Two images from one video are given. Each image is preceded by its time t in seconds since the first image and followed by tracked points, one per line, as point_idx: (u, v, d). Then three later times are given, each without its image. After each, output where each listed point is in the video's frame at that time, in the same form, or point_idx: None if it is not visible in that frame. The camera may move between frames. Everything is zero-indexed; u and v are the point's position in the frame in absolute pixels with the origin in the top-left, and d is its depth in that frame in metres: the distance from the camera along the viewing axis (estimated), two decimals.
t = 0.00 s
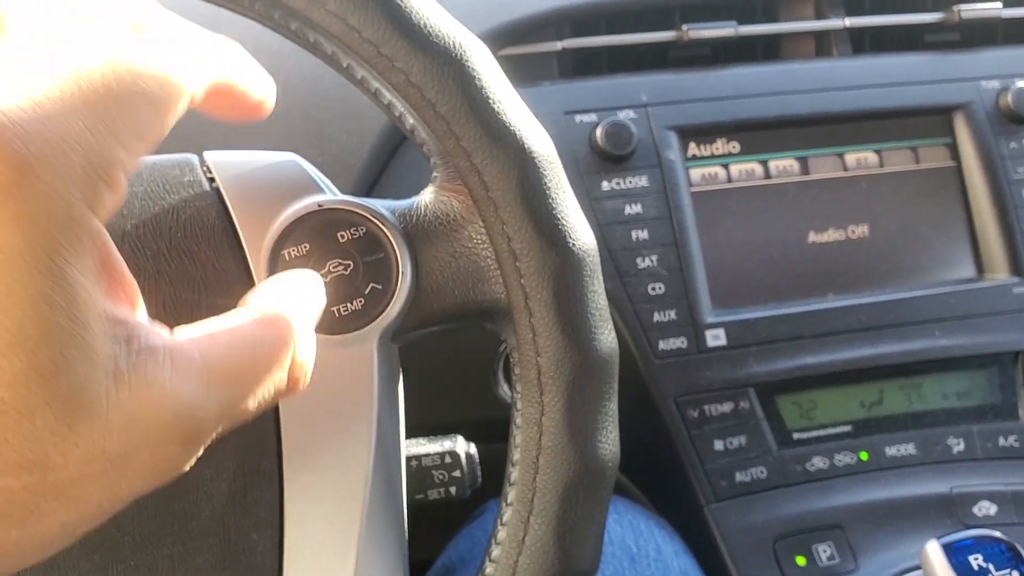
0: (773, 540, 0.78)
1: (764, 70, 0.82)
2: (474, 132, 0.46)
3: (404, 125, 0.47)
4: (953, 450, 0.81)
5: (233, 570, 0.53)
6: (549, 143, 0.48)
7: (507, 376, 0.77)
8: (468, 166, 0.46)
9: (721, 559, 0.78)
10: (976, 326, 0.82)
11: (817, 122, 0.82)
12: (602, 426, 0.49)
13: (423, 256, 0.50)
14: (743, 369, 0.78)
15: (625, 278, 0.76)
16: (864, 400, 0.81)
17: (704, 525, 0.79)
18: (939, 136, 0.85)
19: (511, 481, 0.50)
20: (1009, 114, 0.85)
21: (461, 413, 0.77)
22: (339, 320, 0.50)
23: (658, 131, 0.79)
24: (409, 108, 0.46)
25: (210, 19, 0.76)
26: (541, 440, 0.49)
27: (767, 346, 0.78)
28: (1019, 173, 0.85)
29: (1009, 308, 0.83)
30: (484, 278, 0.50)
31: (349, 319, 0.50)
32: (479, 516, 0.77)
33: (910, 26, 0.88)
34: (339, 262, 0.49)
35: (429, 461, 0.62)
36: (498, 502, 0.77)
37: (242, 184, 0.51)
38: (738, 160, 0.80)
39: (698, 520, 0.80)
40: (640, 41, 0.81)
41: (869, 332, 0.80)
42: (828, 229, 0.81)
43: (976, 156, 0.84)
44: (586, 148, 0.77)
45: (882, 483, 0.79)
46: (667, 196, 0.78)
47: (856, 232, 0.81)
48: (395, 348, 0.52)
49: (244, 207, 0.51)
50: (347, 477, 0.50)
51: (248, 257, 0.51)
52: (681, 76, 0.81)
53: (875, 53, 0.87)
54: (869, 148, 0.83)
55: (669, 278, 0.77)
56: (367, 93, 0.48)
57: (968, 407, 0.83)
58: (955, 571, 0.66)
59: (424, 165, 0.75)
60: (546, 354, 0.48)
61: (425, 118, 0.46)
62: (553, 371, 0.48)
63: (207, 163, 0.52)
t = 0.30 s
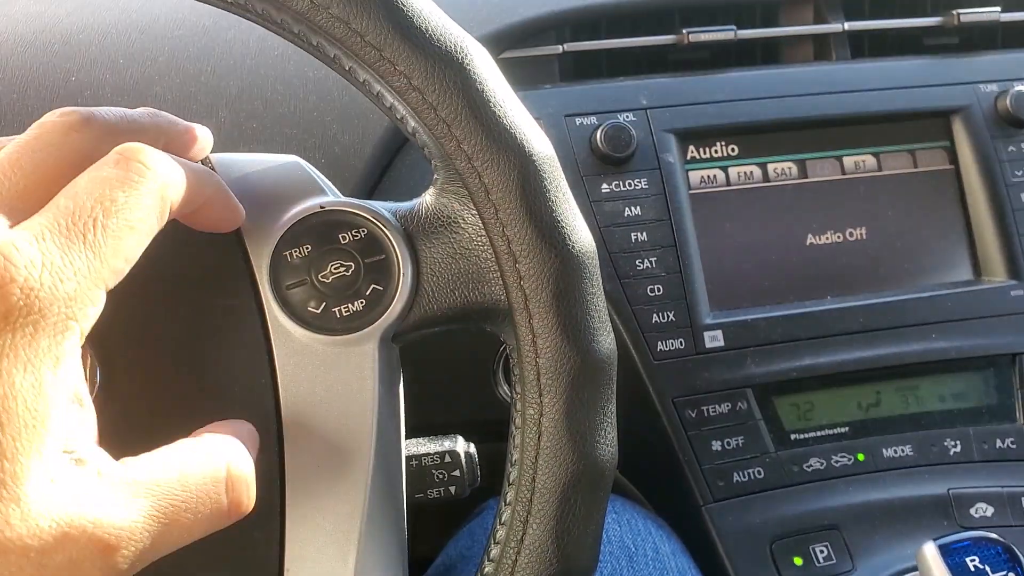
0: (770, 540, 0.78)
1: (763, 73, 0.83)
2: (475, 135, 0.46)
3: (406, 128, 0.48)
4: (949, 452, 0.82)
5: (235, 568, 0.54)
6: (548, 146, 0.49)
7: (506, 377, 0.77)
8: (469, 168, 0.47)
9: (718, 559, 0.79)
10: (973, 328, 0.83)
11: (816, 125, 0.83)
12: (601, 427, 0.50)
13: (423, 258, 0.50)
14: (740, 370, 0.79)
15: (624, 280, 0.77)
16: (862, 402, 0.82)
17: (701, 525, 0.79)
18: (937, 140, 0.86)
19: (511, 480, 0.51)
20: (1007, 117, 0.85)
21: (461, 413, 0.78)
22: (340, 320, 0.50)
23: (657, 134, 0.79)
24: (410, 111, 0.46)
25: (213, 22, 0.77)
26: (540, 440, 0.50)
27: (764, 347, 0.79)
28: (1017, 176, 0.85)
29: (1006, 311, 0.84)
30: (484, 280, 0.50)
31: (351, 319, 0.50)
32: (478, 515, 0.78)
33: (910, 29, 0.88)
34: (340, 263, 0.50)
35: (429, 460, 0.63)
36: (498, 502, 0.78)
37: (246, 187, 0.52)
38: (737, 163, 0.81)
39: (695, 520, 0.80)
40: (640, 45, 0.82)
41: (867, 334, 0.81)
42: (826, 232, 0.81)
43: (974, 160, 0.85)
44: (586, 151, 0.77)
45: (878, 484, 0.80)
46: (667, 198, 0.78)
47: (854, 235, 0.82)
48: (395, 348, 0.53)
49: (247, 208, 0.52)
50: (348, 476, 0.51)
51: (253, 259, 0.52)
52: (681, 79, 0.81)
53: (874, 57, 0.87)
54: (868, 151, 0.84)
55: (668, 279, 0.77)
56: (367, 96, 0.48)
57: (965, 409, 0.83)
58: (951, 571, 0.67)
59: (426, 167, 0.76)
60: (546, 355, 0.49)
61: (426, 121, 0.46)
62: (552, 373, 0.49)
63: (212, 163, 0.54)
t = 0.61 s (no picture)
0: (774, 539, 0.78)
1: (769, 72, 0.83)
2: (481, 132, 0.46)
3: (412, 124, 0.48)
4: (954, 452, 0.81)
5: (240, 564, 0.54)
6: (555, 143, 0.49)
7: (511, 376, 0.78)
8: (476, 166, 0.47)
9: (722, 559, 0.79)
10: (978, 328, 0.83)
11: (821, 124, 0.83)
12: (607, 424, 0.50)
13: (430, 254, 0.50)
14: (745, 369, 0.78)
15: (629, 279, 0.77)
16: (866, 401, 0.82)
17: (705, 524, 0.79)
18: (942, 139, 0.85)
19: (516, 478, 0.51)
20: (1013, 117, 0.85)
21: (465, 411, 0.78)
22: (345, 316, 0.50)
23: (662, 132, 0.79)
24: (417, 108, 0.47)
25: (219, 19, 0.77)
26: (546, 438, 0.50)
27: (769, 346, 0.79)
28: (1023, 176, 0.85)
29: (1012, 311, 0.84)
30: (490, 277, 0.50)
31: (356, 316, 0.50)
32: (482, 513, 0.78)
33: (915, 29, 0.88)
34: (346, 261, 0.50)
35: (433, 458, 0.63)
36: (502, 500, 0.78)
37: (252, 182, 0.52)
38: (742, 162, 0.81)
39: (699, 519, 0.80)
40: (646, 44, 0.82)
41: (872, 334, 0.81)
42: (832, 231, 0.81)
43: (980, 160, 0.85)
44: (591, 149, 0.77)
45: (883, 484, 0.80)
46: (672, 197, 0.78)
47: (859, 234, 0.82)
48: (400, 345, 0.53)
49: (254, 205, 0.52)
50: (352, 472, 0.51)
51: (259, 256, 0.52)
52: (686, 78, 0.81)
53: (880, 56, 0.87)
54: (873, 150, 0.84)
55: (673, 278, 0.77)
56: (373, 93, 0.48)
57: (970, 409, 0.83)
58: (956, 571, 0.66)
59: (431, 165, 0.76)
60: (552, 352, 0.49)
61: (432, 118, 0.46)
62: (558, 370, 0.49)
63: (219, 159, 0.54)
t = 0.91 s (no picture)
0: (775, 541, 0.78)
1: (770, 73, 0.83)
2: (481, 133, 0.46)
3: (412, 126, 0.48)
4: (955, 453, 0.81)
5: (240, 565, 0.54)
6: (555, 144, 0.49)
7: (511, 377, 0.78)
8: (475, 167, 0.47)
9: (722, 560, 0.79)
10: (979, 329, 0.83)
11: (822, 125, 0.83)
12: (607, 426, 0.50)
13: (429, 256, 0.50)
14: (746, 370, 0.78)
15: (629, 280, 0.77)
16: (867, 403, 0.82)
17: (706, 526, 0.79)
18: (944, 140, 0.85)
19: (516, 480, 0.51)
20: (1014, 118, 0.85)
21: (466, 412, 0.78)
22: (345, 318, 0.50)
23: (663, 134, 0.79)
24: (417, 109, 0.46)
25: (219, 19, 0.77)
26: (546, 440, 0.50)
27: (770, 348, 0.79)
28: None
29: (1013, 312, 0.83)
30: (490, 278, 0.50)
31: (356, 317, 0.50)
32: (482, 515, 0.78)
33: (917, 29, 0.88)
34: (346, 262, 0.50)
35: (433, 460, 0.63)
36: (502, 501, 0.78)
37: (252, 184, 0.52)
38: (743, 163, 0.81)
39: (700, 521, 0.80)
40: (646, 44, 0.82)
41: (872, 335, 0.80)
42: (833, 232, 0.81)
43: (981, 161, 0.85)
44: (591, 150, 0.77)
45: (884, 485, 0.80)
46: (672, 198, 0.78)
47: (860, 236, 0.82)
48: (401, 347, 0.53)
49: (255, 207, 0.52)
50: (352, 474, 0.51)
51: (259, 257, 0.52)
52: (687, 79, 0.81)
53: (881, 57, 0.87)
54: (874, 151, 0.83)
55: (673, 280, 0.77)
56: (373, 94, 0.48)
57: (971, 410, 0.83)
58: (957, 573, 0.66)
59: (431, 167, 0.76)
60: (552, 354, 0.49)
61: (432, 119, 0.46)
62: (558, 372, 0.49)
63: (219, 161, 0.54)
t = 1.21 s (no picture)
0: (775, 543, 0.78)
1: (771, 73, 0.82)
2: (478, 136, 0.46)
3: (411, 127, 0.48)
4: (956, 455, 0.81)
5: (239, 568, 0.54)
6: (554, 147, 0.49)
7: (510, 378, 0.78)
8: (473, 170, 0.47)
9: (722, 562, 0.79)
10: (980, 331, 0.82)
11: (823, 126, 0.82)
12: (605, 429, 0.50)
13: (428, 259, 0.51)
14: (746, 372, 0.78)
15: (630, 282, 0.77)
16: (868, 405, 0.81)
17: (706, 528, 0.79)
18: (945, 141, 0.85)
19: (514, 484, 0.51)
20: (1015, 119, 0.85)
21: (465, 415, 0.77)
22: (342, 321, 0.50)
23: (663, 135, 0.79)
24: (415, 111, 0.46)
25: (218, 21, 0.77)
26: (543, 442, 0.50)
27: (770, 349, 0.79)
28: None
29: (1014, 314, 0.83)
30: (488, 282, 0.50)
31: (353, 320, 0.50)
32: (481, 517, 0.78)
33: (918, 30, 0.87)
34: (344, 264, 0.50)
35: (432, 462, 0.63)
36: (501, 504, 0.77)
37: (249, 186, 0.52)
38: (743, 164, 0.81)
39: (700, 523, 0.80)
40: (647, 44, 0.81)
41: (873, 337, 0.80)
42: (833, 233, 0.81)
43: (982, 162, 0.84)
44: (591, 151, 0.77)
45: (885, 487, 0.79)
46: (673, 200, 0.78)
47: (861, 237, 0.81)
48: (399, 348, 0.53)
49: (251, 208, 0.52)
50: (350, 478, 0.51)
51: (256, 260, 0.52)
52: (688, 79, 0.81)
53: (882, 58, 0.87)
54: (875, 152, 0.83)
55: (674, 281, 0.77)
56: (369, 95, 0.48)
57: (972, 412, 0.83)
58: None
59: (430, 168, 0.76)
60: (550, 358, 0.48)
61: (429, 121, 0.46)
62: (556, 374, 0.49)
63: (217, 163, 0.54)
